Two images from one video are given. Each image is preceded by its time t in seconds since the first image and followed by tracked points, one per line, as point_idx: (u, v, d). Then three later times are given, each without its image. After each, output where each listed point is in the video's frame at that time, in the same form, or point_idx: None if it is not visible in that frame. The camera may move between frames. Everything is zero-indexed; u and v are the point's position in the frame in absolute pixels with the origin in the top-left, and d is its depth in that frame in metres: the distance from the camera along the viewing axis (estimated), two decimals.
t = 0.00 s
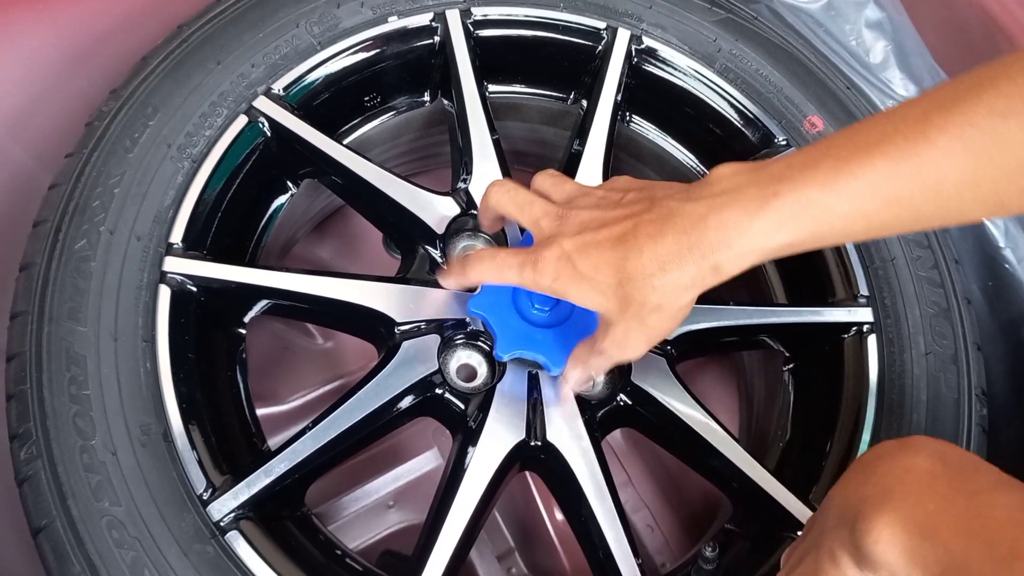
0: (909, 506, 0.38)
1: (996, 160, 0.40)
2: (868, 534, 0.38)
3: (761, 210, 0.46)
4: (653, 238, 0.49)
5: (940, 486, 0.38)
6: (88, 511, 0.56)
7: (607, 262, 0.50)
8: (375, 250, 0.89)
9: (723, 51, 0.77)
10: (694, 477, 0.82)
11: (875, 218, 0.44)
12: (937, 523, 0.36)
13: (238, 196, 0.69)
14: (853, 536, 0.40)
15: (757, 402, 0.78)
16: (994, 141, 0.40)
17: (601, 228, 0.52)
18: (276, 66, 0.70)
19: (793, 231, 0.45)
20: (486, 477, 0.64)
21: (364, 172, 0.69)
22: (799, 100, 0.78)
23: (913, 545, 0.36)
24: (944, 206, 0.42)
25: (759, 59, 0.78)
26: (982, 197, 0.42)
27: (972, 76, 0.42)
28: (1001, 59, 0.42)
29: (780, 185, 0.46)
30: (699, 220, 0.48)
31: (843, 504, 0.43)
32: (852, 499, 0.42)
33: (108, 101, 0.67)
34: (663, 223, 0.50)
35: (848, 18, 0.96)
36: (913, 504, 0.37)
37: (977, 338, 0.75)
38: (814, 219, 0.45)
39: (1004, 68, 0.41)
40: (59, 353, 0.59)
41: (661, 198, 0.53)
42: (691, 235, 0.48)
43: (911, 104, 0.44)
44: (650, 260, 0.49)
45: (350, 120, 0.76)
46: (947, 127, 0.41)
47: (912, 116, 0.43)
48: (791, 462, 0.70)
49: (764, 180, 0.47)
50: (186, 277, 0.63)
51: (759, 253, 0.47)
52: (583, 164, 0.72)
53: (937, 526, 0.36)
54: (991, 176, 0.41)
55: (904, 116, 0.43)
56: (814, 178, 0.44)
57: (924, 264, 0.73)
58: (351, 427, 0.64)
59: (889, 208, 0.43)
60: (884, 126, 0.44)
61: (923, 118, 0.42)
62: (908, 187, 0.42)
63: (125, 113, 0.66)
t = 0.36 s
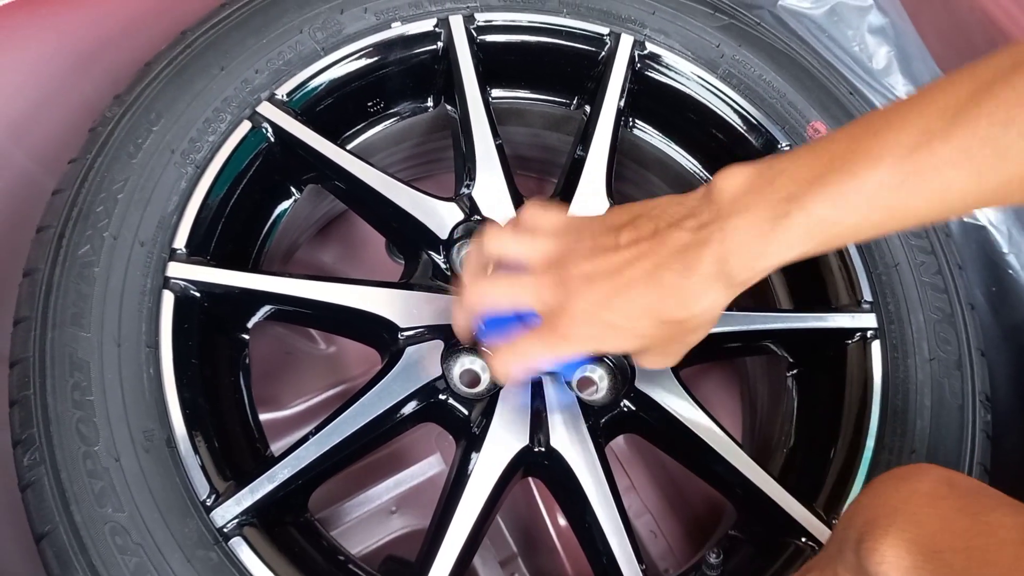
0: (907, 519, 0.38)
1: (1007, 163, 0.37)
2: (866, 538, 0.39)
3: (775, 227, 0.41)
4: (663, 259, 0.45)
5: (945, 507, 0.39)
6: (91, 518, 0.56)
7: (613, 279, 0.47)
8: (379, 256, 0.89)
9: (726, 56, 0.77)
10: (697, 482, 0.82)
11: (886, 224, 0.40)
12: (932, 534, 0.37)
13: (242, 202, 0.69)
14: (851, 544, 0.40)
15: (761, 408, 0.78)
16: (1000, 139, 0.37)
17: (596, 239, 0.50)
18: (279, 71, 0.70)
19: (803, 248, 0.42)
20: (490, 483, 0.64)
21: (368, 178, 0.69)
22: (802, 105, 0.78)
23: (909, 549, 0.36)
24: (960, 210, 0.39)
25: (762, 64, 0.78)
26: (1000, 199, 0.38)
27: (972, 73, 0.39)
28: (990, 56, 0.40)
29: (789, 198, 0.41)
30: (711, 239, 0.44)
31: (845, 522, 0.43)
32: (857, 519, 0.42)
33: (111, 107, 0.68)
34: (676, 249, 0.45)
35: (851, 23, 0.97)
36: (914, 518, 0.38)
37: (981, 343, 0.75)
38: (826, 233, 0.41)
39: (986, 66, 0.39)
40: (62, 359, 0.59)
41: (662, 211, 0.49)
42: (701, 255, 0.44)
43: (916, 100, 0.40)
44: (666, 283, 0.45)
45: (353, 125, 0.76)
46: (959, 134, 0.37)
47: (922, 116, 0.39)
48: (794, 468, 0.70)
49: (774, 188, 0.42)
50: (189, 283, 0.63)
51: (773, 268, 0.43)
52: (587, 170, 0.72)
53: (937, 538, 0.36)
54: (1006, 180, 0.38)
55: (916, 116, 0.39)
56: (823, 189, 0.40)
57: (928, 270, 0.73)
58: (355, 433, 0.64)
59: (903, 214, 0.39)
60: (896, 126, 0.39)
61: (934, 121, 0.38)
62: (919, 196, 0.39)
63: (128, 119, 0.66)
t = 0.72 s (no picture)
0: (923, 522, 0.39)
1: (1005, 189, 0.38)
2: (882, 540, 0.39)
3: (766, 240, 0.43)
4: (658, 267, 0.46)
5: (959, 512, 0.39)
6: (93, 520, 0.56)
7: (610, 285, 0.48)
8: (381, 258, 0.89)
9: (727, 60, 0.77)
10: (698, 486, 0.82)
11: (879, 249, 0.41)
12: (951, 538, 0.37)
13: (244, 205, 0.69)
14: (865, 545, 0.41)
15: (762, 411, 0.78)
16: (998, 163, 0.38)
17: (606, 250, 0.50)
18: (282, 74, 0.70)
19: (794, 264, 0.42)
20: (492, 486, 0.64)
21: (369, 181, 0.70)
22: (803, 109, 0.78)
23: (925, 552, 0.36)
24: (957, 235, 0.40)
25: (763, 68, 0.78)
26: (996, 224, 0.39)
27: (970, 103, 0.40)
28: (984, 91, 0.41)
29: (784, 217, 0.42)
30: (705, 249, 0.45)
31: (858, 523, 0.44)
32: (870, 520, 0.42)
33: (114, 109, 0.68)
34: (674, 252, 0.46)
35: (853, 27, 0.97)
36: (930, 521, 0.39)
37: (982, 348, 0.75)
38: (817, 249, 0.41)
39: (986, 95, 0.40)
40: (64, 361, 0.59)
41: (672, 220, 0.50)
42: (695, 262, 0.45)
43: (913, 131, 0.41)
44: (658, 289, 0.46)
45: (355, 128, 0.76)
46: (957, 154, 0.38)
47: (923, 138, 0.40)
48: (795, 472, 0.70)
49: (772, 207, 0.44)
50: (192, 285, 0.63)
51: (764, 282, 0.44)
52: (588, 174, 0.72)
53: (954, 543, 0.36)
54: (1001, 206, 0.38)
55: (911, 142, 0.40)
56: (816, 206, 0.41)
57: (930, 274, 0.73)
58: (356, 436, 0.64)
59: (895, 237, 0.40)
60: (890, 153, 0.41)
61: (933, 143, 0.39)
62: (911, 219, 0.40)
63: (131, 121, 0.66)
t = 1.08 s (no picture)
0: (912, 515, 0.39)
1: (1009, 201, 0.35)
2: (870, 534, 0.39)
3: (763, 255, 0.38)
4: (642, 272, 0.43)
5: (949, 507, 0.39)
6: (90, 524, 0.56)
7: (606, 295, 0.44)
8: (381, 261, 0.89)
9: (726, 62, 0.77)
10: (698, 489, 0.82)
11: (882, 264, 0.37)
12: (939, 531, 0.37)
13: (243, 207, 0.69)
14: (853, 539, 0.41)
15: (762, 415, 0.78)
16: None
17: (606, 258, 0.46)
18: (281, 77, 0.70)
19: (793, 284, 0.38)
20: (491, 489, 0.64)
21: (369, 184, 0.69)
22: (803, 112, 0.78)
23: (914, 545, 0.36)
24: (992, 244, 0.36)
25: (763, 71, 0.78)
26: (992, 235, 0.36)
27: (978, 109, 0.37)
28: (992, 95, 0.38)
29: (790, 230, 0.38)
30: (700, 266, 0.40)
31: (846, 517, 0.44)
32: (858, 513, 0.42)
33: (113, 112, 0.68)
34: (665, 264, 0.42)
35: (853, 30, 0.97)
36: (919, 515, 0.38)
37: (983, 350, 0.75)
38: (817, 268, 0.37)
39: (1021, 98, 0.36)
40: (62, 364, 0.59)
41: (667, 226, 0.45)
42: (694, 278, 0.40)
43: (923, 136, 0.38)
44: (646, 311, 0.42)
45: (355, 131, 0.76)
46: (947, 167, 0.36)
47: (922, 148, 0.37)
48: (795, 475, 0.70)
49: (762, 220, 0.39)
50: (190, 288, 0.62)
51: (774, 296, 0.39)
52: (587, 176, 0.72)
53: (944, 536, 0.36)
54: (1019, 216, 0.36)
55: (931, 145, 0.37)
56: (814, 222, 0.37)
57: (930, 276, 0.73)
58: (355, 439, 0.64)
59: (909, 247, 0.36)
60: (907, 156, 0.37)
61: (938, 152, 0.36)
62: (910, 233, 0.36)
63: (129, 124, 0.66)
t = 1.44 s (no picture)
0: (910, 519, 0.39)
1: (1014, 142, 0.41)
2: (870, 539, 0.39)
3: (817, 195, 0.44)
4: (688, 240, 0.49)
5: (947, 511, 0.39)
6: (91, 526, 0.56)
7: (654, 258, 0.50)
8: (381, 263, 0.89)
9: (728, 65, 0.77)
10: (698, 492, 0.81)
11: (917, 200, 0.44)
12: (937, 535, 0.37)
13: (244, 210, 0.69)
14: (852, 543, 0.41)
15: (763, 418, 0.78)
16: None
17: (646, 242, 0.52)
18: (282, 79, 0.70)
19: (841, 219, 0.44)
20: (491, 491, 0.64)
21: (370, 187, 0.69)
22: (804, 115, 0.78)
23: (912, 549, 0.37)
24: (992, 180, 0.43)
25: (764, 74, 0.78)
26: (1005, 174, 0.42)
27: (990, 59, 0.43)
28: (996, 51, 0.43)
29: (837, 175, 0.44)
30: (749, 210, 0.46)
31: (845, 519, 0.44)
32: (857, 517, 0.42)
33: (113, 114, 0.68)
34: (724, 224, 0.47)
35: (854, 32, 0.97)
36: (918, 518, 0.39)
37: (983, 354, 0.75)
38: (862, 208, 0.44)
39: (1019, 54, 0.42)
40: (63, 366, 0.59)
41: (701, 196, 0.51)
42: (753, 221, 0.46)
43: (943, 81, 0.44)
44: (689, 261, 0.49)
45: (356, 133, 0.76)
46: (976, 121, 0.41)
47: (948, 95, 0.42)
48: (796, 479, 0.69)
49: (811, 163, 0.45)
50: (191, 290, 0.62)
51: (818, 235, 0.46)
52: (588, 179, 0.72)
53: (943, 540, 0.36)
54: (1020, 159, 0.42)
55: (955, 90, 0.42)
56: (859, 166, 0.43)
57: (931, 279, 0.73)
58: (355, 441, 0.64)
59: (940, 183, 0.43)
60: (937, 105, 0.42)
61: (967, 103, 0.42)
62: (942, 171, 0.42)
63: (131, 126, 0.66)
